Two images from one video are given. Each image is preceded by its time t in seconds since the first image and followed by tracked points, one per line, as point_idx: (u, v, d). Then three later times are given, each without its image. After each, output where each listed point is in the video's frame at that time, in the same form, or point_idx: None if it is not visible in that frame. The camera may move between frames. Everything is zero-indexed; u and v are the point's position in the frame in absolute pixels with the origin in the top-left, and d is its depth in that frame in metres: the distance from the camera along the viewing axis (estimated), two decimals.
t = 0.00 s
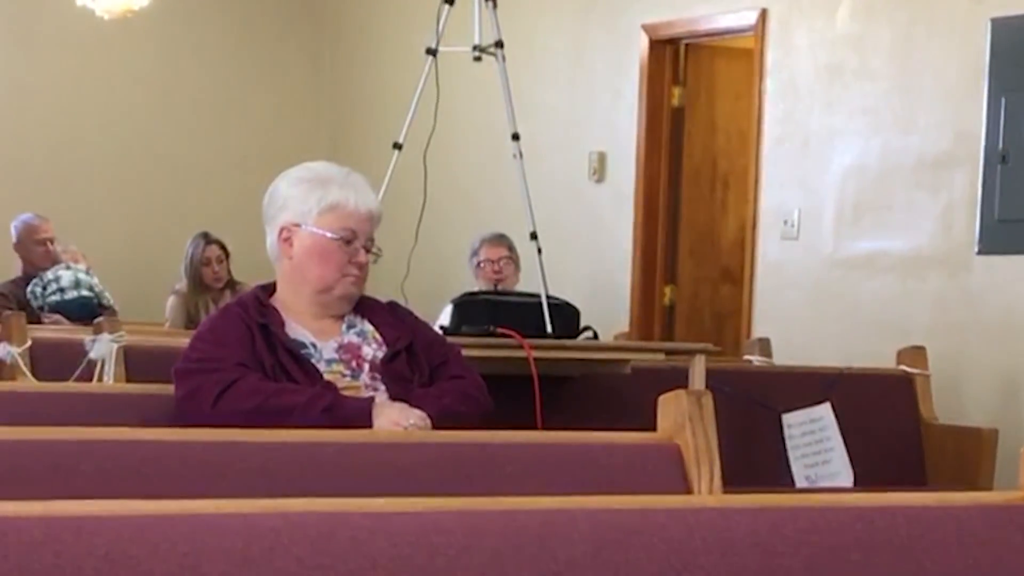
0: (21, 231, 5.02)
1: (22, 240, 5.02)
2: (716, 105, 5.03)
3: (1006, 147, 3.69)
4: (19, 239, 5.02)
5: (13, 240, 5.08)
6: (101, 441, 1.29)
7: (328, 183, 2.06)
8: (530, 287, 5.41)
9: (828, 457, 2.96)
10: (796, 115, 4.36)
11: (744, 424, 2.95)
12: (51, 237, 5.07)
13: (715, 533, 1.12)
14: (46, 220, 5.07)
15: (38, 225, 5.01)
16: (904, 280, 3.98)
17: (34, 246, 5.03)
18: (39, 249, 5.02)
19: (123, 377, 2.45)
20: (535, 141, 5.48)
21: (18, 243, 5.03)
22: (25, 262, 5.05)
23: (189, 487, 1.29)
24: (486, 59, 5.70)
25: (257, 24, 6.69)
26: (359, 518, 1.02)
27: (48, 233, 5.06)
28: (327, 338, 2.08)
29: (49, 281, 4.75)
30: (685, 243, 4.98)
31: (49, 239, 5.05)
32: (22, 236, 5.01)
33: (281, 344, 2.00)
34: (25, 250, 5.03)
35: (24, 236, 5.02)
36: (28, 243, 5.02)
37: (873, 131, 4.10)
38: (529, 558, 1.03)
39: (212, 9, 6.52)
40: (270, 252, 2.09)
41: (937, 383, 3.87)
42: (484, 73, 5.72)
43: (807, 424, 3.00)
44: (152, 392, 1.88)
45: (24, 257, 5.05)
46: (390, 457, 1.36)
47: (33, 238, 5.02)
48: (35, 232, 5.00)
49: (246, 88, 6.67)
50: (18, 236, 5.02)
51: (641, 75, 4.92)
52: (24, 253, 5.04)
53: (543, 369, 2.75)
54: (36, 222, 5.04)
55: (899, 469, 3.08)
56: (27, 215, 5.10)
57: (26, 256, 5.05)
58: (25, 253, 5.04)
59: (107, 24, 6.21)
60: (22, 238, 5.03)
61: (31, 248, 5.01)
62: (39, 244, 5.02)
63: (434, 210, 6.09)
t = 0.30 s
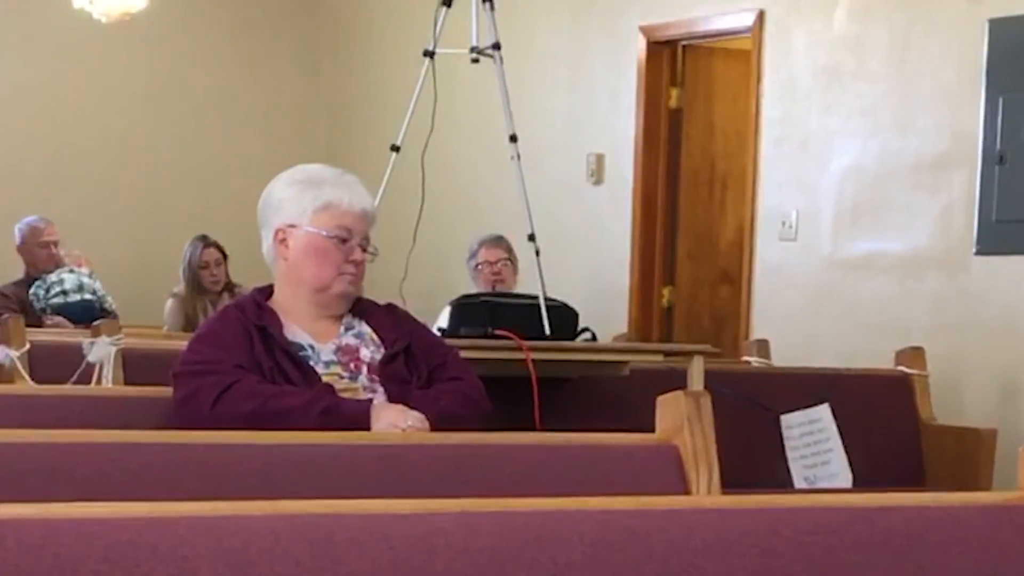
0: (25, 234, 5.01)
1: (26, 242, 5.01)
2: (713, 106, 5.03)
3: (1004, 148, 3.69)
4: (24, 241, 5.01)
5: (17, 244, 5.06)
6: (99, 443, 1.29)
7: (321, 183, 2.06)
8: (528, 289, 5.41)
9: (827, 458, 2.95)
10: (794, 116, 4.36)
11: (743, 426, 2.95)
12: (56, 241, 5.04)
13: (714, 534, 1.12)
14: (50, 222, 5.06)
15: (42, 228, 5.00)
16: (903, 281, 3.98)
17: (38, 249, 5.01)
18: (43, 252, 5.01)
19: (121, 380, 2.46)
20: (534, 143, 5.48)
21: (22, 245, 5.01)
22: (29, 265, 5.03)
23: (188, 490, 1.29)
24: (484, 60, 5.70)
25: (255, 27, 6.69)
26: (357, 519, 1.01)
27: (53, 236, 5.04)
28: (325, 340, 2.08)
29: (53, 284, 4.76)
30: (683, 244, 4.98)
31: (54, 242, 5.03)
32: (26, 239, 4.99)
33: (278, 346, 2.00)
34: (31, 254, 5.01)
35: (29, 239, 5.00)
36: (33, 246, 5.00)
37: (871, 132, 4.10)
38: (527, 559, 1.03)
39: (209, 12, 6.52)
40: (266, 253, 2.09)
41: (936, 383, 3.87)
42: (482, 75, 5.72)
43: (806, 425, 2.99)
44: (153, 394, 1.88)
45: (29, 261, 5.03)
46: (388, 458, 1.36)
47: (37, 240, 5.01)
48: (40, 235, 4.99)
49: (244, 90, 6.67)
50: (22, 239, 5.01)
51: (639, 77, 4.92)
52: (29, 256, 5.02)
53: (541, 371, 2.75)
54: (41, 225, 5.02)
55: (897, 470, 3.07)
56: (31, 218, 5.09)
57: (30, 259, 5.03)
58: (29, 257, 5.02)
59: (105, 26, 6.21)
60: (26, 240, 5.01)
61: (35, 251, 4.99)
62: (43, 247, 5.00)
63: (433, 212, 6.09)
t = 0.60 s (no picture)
0: (21, 234, 5.00)
1: (22, 242, 5.00)
2: (712, 102, 5.03)
3: (1002, 145, 3.68)
4: (19, 241, 5.00)
5: (12, 244, 5.06)
6: (99, 443, 1.29)
7: (320, 182, 2.06)
8: (528, 286, 5.41)
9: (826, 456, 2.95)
10: (793, 114, 4.36)
11: (743, 424, 2.94)
12: (51, 240, 5.05)
13: (713, 532, 1.12)
14: (45, 222, 5.05)
15: (38, 227, 4.99)
16: (901, 279, 3.98)
17: (34, 249, 5.01)
18: (39, 251, 5.01)
19: (120, 379, 2.45)
20: (533, 140, 5.48)
21: (18, 245, 5.01)
22: (24, 264, 5.02)
23: (187, 488, 1.29)
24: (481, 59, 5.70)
25: (253, 25, 6.68)
26: (356, 517, 1.02)
27: (48, 235, 5.04)
28: (323, 338, 2.08)
29: (50, 283, 4.75)
30: (682, 243, 4.98)
31: (49, 241, 5.03)
32: (23, 239, 4.99)
33: (277, 345, 2.00)
34: (25, 253, 5.01)
35: (24, 238, 5.00)
36: (28, 245, 5.00)
37: (870, 130, 4.10)
38: (526, 556, 1.04)
39: (207, 10, 6.51)
40: (264, 252, 2.09)
41: (934, 380, 3.87)
42: (481, 73, 5.72)
43: (804, 423, 3.00)
44: (151, 393, 1.88)
45: (24, 259, 5.03)
46: (387, 457, 1.36)
47: (34, 240, 5.00)
48: (35, 234, 4.98)
49: (242, 89, 6.66)
50: (18, 238, 5.00)
51: (638, 76, 4.92)
52: (24, 256, 5.02)
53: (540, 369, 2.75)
54: (36, 224, 5.02)
55: (897, 467, 3.08)
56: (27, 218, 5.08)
57: (25, 258, 5.02)
58: (24, 256, 5.02)
59: (102, 25, 6.20)
60: (23, 240, 5.01)
61: (31, 251, 4.99)
62: (39, 247, 5.00)
63: (431, 211, 6.09)
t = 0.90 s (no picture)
0: (12, 232, 4.99)
1: (13, 240, 4.99)
2: (711, 98, 5.03)
3: (1001, 140, 3.68)
4: (10, 239, 4.99)
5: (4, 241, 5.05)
6: (98, 438, 1.29)
7: (321, 179, 2.05)
8: (526, 282, 5.41)
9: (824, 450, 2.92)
10: (792, 110, 4.36)
11: (741, 421, 2.95)
12: (43, 237, 5.04)
13: (711, 527, 1.12)
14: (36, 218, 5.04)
15: (28, 224, 4.98)
16: (900, 274, 3.98)
17: (26, 245, 5.01)
18: (31, 248, 5.00)
19: (118, 375, 2.45)
20: (532, 136, 5.48)
21: (9, 242, 5.00)
22: (17, 261, 5.03)
23: (186, 484, 1.29)
24: (480, 54, 5.69)
25: (251, 21, 6.68)
26: (354, 513, 1.02)
27: (39, 232, 5.03)
28: (322, 335, 2.08)
29: (42, 281, 4.75)
30: (680, 238, 4.98)
31: (40, 238, 5.02)
32: (15, 236, 4.98)
33: (276, 341, 2.00)
34: (17, 250, 5.00)
35: (16, 235, 4.99)
36: (18, 243, 4.99)
37: (868, 125, 4.10)
38: (526, 552, 1.04)
39: (204, 7, 6.51)
40: (264, 248, 2.09)
41: (933, 375, 3.87)
42: (479, 69, 5.72)
43: (803, 418, 2.99)
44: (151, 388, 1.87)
45: (15, 255, 5.02)
46: (387, 453, 1.36)
47: (26, 237, 4.99)
48: (26, 231, 4.98)
49: (240, 85, 6.66)
50: (9, 236, 4.99)
51: (635, 72, 4.91)
52: (16, 253, 5.01)
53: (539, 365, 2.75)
54: (26, 220, 5.01)
55: (896, 463, 3.07)
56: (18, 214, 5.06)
57: (17, 255, 5.02)
58: (16, 252, 5.01)
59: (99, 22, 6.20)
60: (14, 238, 5.00)
61: (23, 249, 4.99)
62: (30, 244, 4.99)
63: (429, 207, 6.08)
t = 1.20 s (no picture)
0: (8, 226, 4.98)
1: (9, 233, 4.98)
2: (706, 93, 5.03)
3: (996, 135, 3.67)
4: (6, 234, 4.98)
5: None
6: (92, 432, 1.29)
7: (314, 171, 2.06)
8: (522, 277, 5.41)
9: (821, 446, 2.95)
10: (787, 104, 4.36)
11: (736, 416, 2.95)
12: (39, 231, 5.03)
13: (707, 522, 1.12)
14: (32, 213, 5.04)
15: (24, 218, 4.98)
16: (895, 268, 3.98)
17: (21, 239, 4.99)
18: (26, 242, 4.99)
19: (112, 370, 2.45)
20: (527, 130, 5.47)
21: (4, 236, 4.98)
22: (12, 254, 5.01)
23: (181, 479, 1.29)
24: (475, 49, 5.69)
25: (245, 16, 6.67)
26: (350, 507, 1.02)
27: (34, 226, 5.02)
28: (316, 329, 2.07)
29: (37, 275, 4.73)
30: (676, 232, 4.98)
31: (36, 232, 5.01)
32: (11, 230, 4.97)
33: (271, 335, 1.99)
34: (13, 244, 4.98)
35: (11, 230, 4.98)
36: (15, 237, 4.98)
37: (863, 119, 4.09)
38: (521, 545, 1.04)
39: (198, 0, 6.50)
40: (258, 243, 2.10)
41: (928, 369, 3.87)
42: (474, 63, 5.72)
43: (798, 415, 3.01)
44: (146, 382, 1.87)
45: (11, 250, 5.01)
46: (381, 448, 1.36)
47: (21, 231, 4.98)
48: (22, 226, 4.97)
49: (235, 80, 6.65)
50: (4, 230, 4.97)
51: (631, 66, 4.91)
52: (11, 247, 4.99)
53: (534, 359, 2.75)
54: (23, 215, 5.00)
55: (891, 457, 3.08)
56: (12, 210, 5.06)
57: (13, 249, 5.00)
58: (12, 246, 5.00)
59: (92, 16, 6.19)
60: (9, 232, 4.99)
61: (18, 243, 4.97)
62: (26, 238, 4.98)
63: (424, 202, 6.08)
